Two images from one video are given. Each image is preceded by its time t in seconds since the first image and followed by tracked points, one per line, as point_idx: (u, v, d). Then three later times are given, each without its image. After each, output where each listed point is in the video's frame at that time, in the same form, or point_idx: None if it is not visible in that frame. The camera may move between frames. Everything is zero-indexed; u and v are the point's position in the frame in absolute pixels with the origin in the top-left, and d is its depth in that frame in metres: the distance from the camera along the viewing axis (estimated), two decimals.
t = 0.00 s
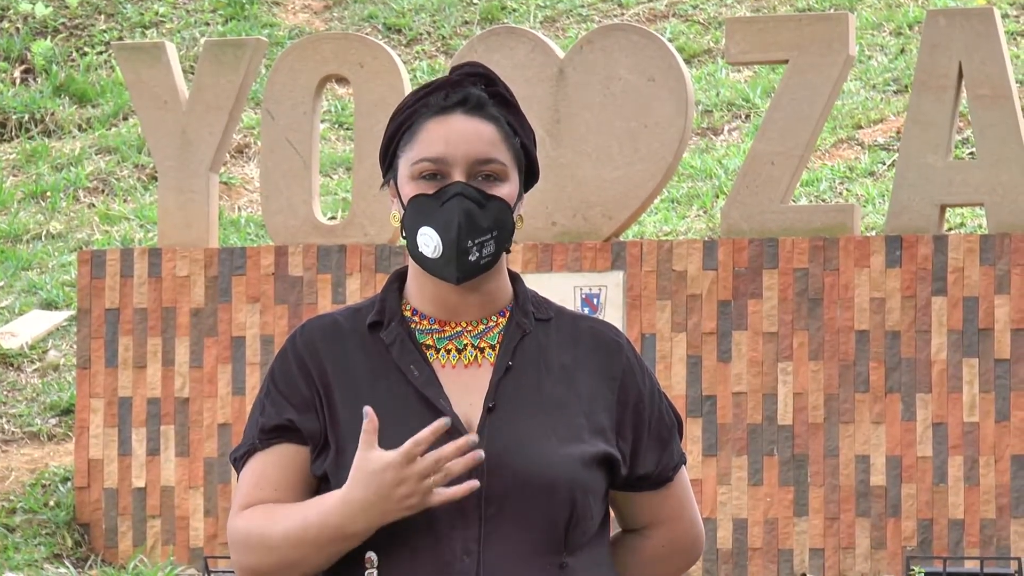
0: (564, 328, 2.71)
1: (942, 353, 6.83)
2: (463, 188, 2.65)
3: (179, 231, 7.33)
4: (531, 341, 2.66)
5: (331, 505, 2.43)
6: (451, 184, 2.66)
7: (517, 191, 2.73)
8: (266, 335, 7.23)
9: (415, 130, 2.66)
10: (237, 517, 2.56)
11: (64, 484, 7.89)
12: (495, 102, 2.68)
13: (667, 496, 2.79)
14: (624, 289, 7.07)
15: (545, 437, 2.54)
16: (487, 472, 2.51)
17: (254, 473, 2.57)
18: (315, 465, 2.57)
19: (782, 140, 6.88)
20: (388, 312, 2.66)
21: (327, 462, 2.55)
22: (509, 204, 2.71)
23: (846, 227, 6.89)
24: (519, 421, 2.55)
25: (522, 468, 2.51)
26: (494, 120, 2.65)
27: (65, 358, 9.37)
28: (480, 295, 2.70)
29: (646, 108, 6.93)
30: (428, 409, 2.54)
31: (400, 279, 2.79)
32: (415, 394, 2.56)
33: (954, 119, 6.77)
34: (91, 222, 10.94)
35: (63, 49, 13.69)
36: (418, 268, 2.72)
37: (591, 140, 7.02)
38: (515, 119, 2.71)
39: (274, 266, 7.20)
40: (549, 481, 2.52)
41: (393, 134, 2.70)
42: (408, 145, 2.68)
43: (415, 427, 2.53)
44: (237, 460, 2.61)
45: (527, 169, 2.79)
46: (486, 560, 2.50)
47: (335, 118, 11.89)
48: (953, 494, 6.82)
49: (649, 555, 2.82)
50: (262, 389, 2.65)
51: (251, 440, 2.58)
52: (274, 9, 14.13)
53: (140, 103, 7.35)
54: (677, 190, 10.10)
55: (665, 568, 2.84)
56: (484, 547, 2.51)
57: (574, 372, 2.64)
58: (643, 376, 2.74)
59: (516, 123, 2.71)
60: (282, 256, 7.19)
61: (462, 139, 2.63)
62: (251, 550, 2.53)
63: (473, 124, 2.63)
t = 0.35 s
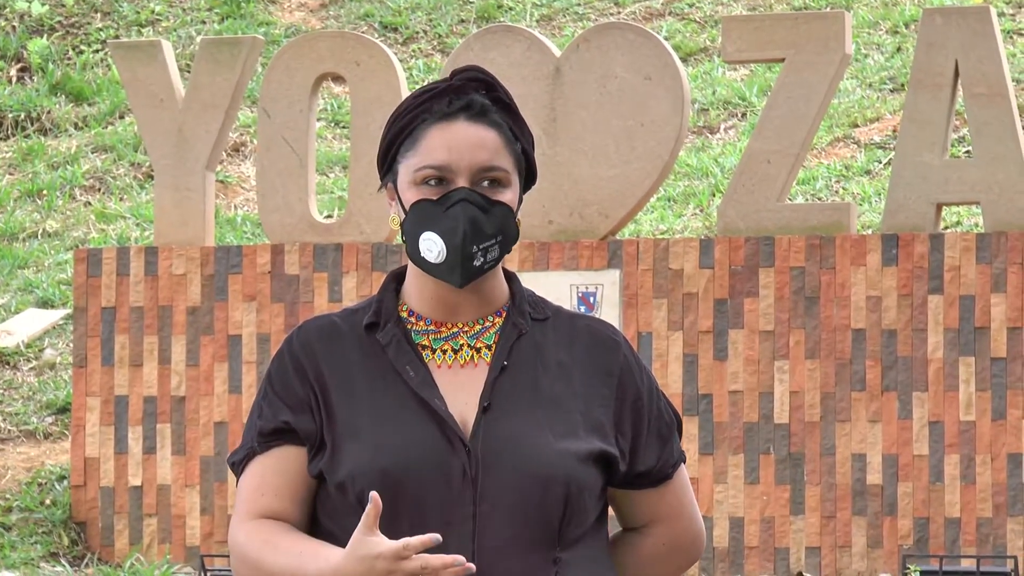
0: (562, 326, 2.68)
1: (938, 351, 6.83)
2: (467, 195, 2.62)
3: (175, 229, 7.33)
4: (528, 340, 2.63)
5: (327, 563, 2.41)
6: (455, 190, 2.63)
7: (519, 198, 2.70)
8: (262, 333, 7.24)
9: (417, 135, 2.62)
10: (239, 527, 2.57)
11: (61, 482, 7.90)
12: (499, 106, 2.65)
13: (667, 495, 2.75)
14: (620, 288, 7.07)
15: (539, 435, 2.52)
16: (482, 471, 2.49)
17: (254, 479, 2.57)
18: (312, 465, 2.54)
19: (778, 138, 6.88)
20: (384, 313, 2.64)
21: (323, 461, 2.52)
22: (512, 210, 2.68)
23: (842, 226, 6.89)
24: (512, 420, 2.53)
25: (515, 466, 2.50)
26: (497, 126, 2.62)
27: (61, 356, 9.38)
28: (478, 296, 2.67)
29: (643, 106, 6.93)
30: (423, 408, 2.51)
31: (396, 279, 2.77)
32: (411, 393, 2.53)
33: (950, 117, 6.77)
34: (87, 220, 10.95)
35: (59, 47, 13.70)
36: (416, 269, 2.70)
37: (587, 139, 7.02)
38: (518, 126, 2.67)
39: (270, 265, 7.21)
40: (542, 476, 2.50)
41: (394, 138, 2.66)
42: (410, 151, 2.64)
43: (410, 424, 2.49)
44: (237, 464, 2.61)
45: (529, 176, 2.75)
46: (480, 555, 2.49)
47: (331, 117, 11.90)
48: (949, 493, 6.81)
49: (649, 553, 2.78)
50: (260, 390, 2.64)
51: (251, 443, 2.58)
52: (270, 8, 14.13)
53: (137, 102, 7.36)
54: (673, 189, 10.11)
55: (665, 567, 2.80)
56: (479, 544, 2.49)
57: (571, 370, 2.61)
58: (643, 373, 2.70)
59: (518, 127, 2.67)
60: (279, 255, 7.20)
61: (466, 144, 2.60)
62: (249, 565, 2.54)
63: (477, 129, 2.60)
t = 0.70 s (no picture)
0: (560, 321, 2.68)
1: (935, 350, 6.83)
2: (472, 185, 2.61)
3: (173, 227, 7.33)
4: (526, 334, 2.63)
5: (332, 555, 2.40)
6: (460, 180, 2.61)
7: (519, 187, 2.70)
8: (259, 331, 7.23)
9: (420, 126, 2.60)
10: (234, 522, 2.56)
11: (58, 480, 7.90)
12: (500, 97, 2.64)
13: (665, 489, 2.73)
14: (618, 286, 7.07)
15: (538, 430, 2.51)
16: (481, 466, 2.47)
17: (250, 474, 2.56)
18: (310, 461, 2.54)
19: (775, 136, 6.88)
20: (383, 307, 2.64)
21: (322, 457, 2.51)
22: (515, 199, 2.69)
23: (840, 224, 6.89)
24: (512, 415, 2.52)
25: (514, 461, 2.49)
26: (499, 117, 2.61)
27: (58, 354, 9.39)
28: (478, 291, 2.67)
29: (640, 104, 6.93)
30: (422, 403, 2.51)
31: (394, 275, 2.76)
32: (409, 387, 2.53)
33: (947, 115, 6.77)
34: (84, 218, 10.95)
35: (57, 45, 13.69)
36: (417, 264, 2.69)
37: (584, 137, 7.02)
38: (517, 116, 2.67)
39: (267, 263, 7.21)
40: (541, 471, 2.49)
41: (395, 130, 2.64)
42: (412, 142, 2.62)
43: (409, 417, 2.49)
44: (233, 459, 2.60)
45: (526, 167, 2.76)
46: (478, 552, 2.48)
47: (329, 115, 11.90)
48: (946, 491, 6.81)
49: (647, 548, 2.77)
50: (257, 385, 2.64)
51: (248, 438, 2.58)
52: (267, 5, 14.12)
53: (134, 99, 7.36)
54: (670, 187, 10.12)
55: (665, 562, 2.79)
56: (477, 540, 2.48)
57: (569, 365, 2.61)
58: (641, 368, 2.69)
59: (518, 118, 2.67)
60: (276, 253, 7.21)
61: (469, 136, 2.59)
62: (247, 561, 2.53)
63: (479, 122, 2.59)
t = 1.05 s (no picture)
0: (557, 319, 2.67)
1: (932, 348, 6.83)
2: (476, 184, 2.62)
3: (170, 226, 7.34)
4: (523, 332, 2.62)
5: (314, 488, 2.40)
6: (464, 179, 2.62)
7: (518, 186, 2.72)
8: (256, 330, 7.23)
9: (422, 125, 2.61)
10: (232, 515, 2.54)
11: (55, 479, 7.90)
12: (499, 95, 2.65)
13: (662, 485, 2.73)
14: (615, 284, 7.06)
15: (537, 428, 2.51)
16: (481, 466, 2.47)
17: (247, 469, 2.55)
18: (309, 461, 2.55)
19: (772, 135, 6.88)
20: (380, 307, 2.63)
21: (322, 458, 2.53)
22: (515, 197, 2.69)
23: (837, 223, 6.89)
24: (511, 413, 2.51)
25: (513, 459, 2.48)
26: (499, 115, 2.63)
27: (56, 353, 9.39)
28: (475, 288, 2.67)
29: (637, 103, 6.94)
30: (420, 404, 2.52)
31: (391, 274, 2.76)
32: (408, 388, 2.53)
33: (944, 114, 6.77)
34: (82, 217, 10.95)
35: (53, 44, 13.69)
36: (415, 262, 2.69)
37: (581, 136, 7.02)
38: (515, 113, 2.68)
39: (265, 261, 7.21)
40: (540, 470, 2.48)
41: (395, 128, 2.64)
42: (414, 140, 2.62)
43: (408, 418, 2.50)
44: (231, 457, 2.59)
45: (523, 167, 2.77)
46: (478, 552, 2.47)
47: (326, 114, 11.90)
48: (944, 490, 6.81)
49: (646, 545, 2.77)
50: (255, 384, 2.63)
51: (245, 437, 2.57)
52: (264, 4, 14.12)
53: (130, 98, 7.36)
54: (667, 185, 10.12)
55: (664, 559, 2.78)
56: (477, 540, 2.47)
57: (567, 363, 2.61)
58: (638, 364, 2.69)
59: (515, 117, 2.68)
60: (273, 252, 7.21)
61: (472, 134, 2.60)
62: (246, 541, 2.50)
63: (481, 120, 2.60)
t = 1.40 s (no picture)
0: (560, 318, 2.66)
1: (934, 347, 6.83)
2: (475, 193, 2.61)
3: (172, 224, 7.34)
4: (526, 331, 2.62)
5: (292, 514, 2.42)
6: (464, 187, 2.61)
7: (521, 189, 2.70)
8: (258, 328, 7.24)
9: (422, 130, 2.59)
10: (232, 519, 2.57)
11: (58, 477, 7.91)
12: (502, 100, 2.62)
13: (666, 484, 2.73)
14: (617, 282, 7.07)
15: (538, 428, 2.50)
16: (481, 465, 2.47)
17: (246, 472, 2.57)
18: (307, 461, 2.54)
19: (775, 132, 6.87)
20: (382, 305, 2.63)
21: (321, 458, 2.51)
22: (516, 202, 2.67)
23: (839, 221, 6.90)
24: (512, 413, 2.51)
25: (514, 459, 2.48)
26: (501, 121, 2.60)
27: (58, 351, 9.40)
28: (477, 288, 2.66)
29: (639, 101, 6.94)
30: (420, 402, 2.50)
31: (395, 271, 2.76)
32: (408, 386, 2.52)
33: (946, 112, 6.77)
34: (84, 215, 10.95)
35: (56, 42, 13.69)
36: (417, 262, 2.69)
37: (584, 134, 7.02)
38: (518, 116, 2.66)
39: (267, 260, 7.21)
40: (541, 469, 2.48)
41: (396, 133, 2.63)
42: (414, 145, 2.61)
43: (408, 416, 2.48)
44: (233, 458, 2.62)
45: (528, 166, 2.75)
46: (479, 551, 2.47)
47: (329, 111, 11.91)
48: (945, 488, 6.81)
49: (649, 543, 2.78)
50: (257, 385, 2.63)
51: (245, 439, 2.59)
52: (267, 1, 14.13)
53: (133, 96, 7.36)
54: (670, 183, 10.13)
55: (666, 557, 2.79)
56: (478, 539, 2.47)
57: (569, 362, 2.60)
58: (641, 362, 2.67)
59: (519, 120, 2.66)
60: (275, 250, 7.21)
61: (472, 141, 2.58)
62: (242, 549, 2.53)
63: (481, 126, 2.58)
